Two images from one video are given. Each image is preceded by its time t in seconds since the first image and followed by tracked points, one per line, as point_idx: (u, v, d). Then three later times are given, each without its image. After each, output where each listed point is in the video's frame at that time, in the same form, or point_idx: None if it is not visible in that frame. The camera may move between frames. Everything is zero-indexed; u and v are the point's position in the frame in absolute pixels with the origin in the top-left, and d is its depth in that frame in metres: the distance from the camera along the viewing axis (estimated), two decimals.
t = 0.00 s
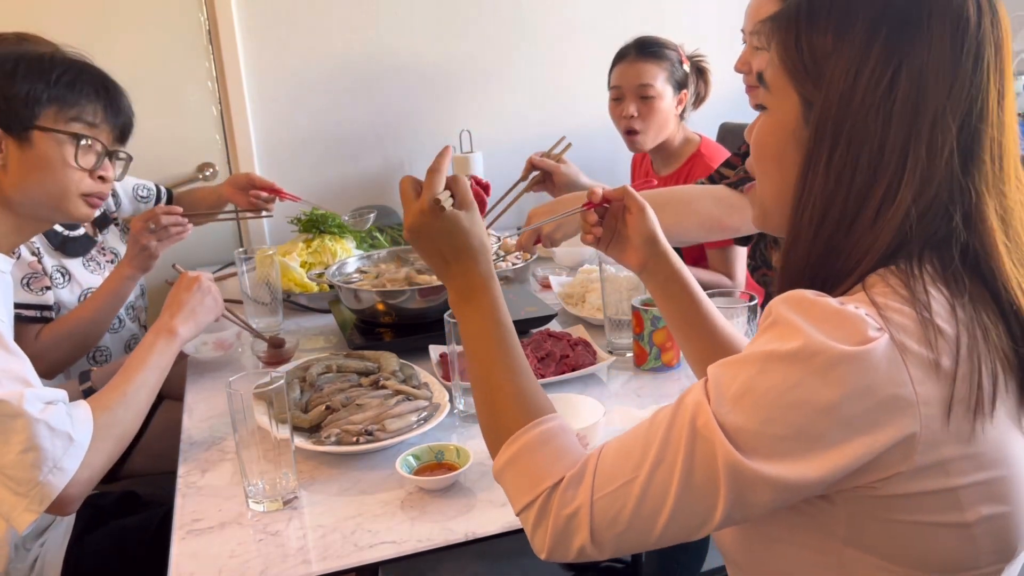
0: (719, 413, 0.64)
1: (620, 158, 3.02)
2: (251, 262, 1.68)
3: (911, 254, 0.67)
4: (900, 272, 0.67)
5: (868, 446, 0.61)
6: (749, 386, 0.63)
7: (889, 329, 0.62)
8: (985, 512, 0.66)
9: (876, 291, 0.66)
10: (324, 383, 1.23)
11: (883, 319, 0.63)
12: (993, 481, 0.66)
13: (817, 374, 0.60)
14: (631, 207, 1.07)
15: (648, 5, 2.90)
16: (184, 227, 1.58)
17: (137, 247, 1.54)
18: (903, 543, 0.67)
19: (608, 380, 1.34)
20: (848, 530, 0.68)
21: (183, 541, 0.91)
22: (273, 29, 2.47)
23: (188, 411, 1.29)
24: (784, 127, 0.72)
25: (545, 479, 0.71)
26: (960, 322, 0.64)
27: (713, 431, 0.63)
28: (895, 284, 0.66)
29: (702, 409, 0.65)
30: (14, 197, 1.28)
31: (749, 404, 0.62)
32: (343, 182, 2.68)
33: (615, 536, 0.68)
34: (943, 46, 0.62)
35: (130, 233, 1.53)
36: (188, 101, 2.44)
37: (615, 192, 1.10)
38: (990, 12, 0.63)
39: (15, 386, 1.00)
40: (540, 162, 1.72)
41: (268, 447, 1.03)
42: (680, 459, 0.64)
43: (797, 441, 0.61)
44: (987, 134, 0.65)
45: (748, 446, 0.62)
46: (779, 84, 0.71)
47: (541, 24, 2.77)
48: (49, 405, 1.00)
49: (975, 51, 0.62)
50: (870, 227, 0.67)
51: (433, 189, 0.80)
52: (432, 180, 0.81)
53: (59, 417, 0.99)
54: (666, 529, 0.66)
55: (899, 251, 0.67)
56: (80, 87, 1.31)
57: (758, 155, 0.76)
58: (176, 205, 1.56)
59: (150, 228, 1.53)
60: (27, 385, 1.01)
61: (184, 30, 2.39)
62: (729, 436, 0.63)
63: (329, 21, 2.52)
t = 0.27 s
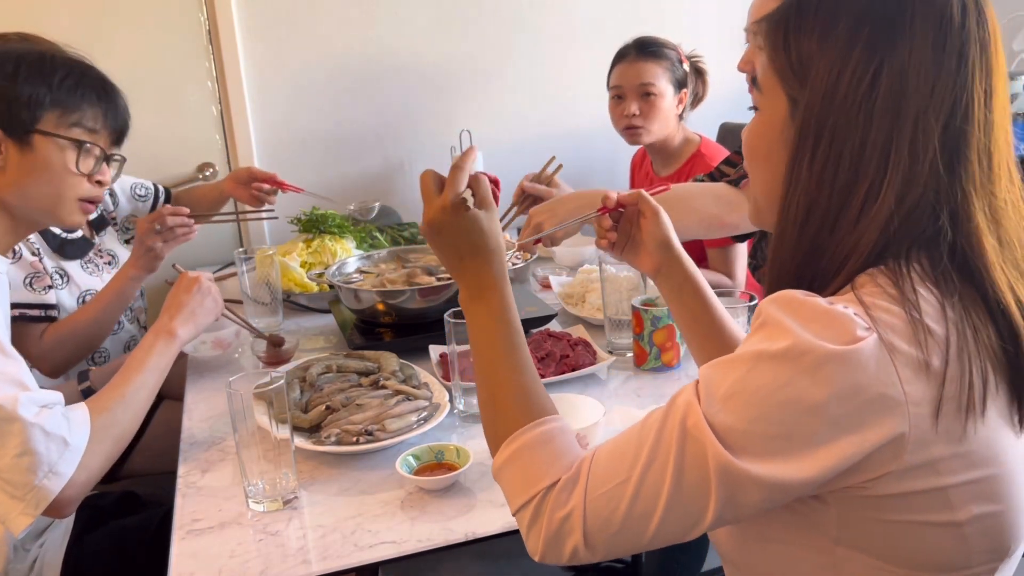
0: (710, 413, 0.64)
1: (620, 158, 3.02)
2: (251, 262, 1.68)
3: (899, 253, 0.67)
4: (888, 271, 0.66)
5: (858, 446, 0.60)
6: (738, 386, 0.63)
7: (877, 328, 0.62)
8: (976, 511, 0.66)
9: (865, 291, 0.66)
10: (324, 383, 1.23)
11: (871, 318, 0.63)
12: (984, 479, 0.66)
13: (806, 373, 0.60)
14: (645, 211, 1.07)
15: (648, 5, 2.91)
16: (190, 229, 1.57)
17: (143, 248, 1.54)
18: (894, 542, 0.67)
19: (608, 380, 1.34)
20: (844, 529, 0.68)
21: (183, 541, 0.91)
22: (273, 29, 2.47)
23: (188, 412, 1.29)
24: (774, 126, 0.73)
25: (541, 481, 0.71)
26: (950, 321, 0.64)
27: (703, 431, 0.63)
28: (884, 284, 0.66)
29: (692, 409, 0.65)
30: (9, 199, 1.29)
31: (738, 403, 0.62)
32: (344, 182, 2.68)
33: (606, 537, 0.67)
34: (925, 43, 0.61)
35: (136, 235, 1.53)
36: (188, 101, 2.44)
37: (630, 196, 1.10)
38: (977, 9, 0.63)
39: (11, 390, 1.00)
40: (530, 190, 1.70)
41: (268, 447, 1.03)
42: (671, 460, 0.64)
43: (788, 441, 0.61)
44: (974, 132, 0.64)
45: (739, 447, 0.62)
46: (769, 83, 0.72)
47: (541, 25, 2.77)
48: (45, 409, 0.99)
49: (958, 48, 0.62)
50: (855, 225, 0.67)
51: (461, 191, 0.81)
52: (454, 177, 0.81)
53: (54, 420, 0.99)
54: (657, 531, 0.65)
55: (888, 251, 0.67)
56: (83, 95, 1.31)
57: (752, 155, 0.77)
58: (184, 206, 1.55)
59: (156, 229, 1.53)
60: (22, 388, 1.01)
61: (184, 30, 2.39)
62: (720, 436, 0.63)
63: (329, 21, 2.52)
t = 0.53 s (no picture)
0: (710, 423, 0.64)
1: (620, 157, 3.02)
2: (251, 262, 1.68)
3: (892, 255, 0.67)
4: (882, 274, 0.67)
5: (855, 451, 0.60)
6: (735, 393, 0.63)
7: (871, 332, 0.62)
8: (973, 514, 0.66)
9: (859, 295, 0.66)
10: (324, 383, 1.23)
11: (864, 322, 0.63)
12: (979, 481, 0.66)
13: (802, 378, 0.60)
14: (669, 210, 1.09)
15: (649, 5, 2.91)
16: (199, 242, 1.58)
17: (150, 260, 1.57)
18: (893, 545, 0.67)
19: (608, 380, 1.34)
20: (843, 531, 0.68)
21: (184, 540, 0.91)
22: (273, 29, 2.47)
23: (188, 412, 1.30)
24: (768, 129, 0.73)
25: (546, 491, 0.71)
26: (944, 324, 0.64)
27: (703, 440, 0.63)
28: (877, 287, 0.66)
29: (690, 418, 0.65)
30: (20, 207, 1.27)
31: (737, 411, 0.62)
32: (344, 182, 2.68)
33: (605, 550, 0.67)
34: (909, 44, 0.61)
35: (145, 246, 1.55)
36: (188, 101, 2.44)
37: (653, 195, 1.12)
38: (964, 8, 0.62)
39: (8, 395, 1.00)
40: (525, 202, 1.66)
41: (268, 447, 1.04)
42: (671, 472, 0.64)
43: (787, 449, 0.61)
44: (961, 131, 0.64)
45: (738, 457, 0.62)
46: (762, 86, 0.73)
47: (541, 25, 2.77)
48: (43, 414, 1.00)
49: (943, 48, 0.62)
50: (844, 227, 0.68)
51: (513, 199, 0.86)
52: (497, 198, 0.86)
53: (51, 426, 0.99)
54: (658, 544, 0.65)
55: (881, 253, 0.67)
56: (114, 114, 1.32)
57: (749, 158, 0.78)
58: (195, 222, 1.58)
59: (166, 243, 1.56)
60: (20, 394, 1.01)
61: (184, 31, 2.39)
62: (720, 445, 0.63)
63: (329, 21, 2.53)
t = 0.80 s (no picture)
0: (709, 418, 0.64)
1: (620, 158, 3.02)
2: (251, 262, 1.68)
3: (895, 259, 0.67)
4: (887, 278, 0.66)
5: (857, 454, 0.60)
6: (735, 388, 0.63)
7: (878, 337, 0.62)
8: (975, 519, 0.66)
9: (864, 300, 0.66)
10: (324, 383, 1.23)
11: (870, 326, 0.63)
12: (982, 487, 0.66)
13: (807, 378, 0.60)
14: (665, 213, 1.09)
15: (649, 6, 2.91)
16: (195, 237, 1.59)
17: (146, 260, 1.58)
18: (895, 549, 0.67)
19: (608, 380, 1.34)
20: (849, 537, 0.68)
21: (183, 540, 0.91)
22: (273, 29, 2.47)
23: (188, 412, 1.29)
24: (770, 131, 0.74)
25: (539, 476, 0.71)
26: (948, 328, 0.64)
27: (701, 434, 0.63)
28: (882, 292, 0.66)
29: (690, 411, 0.65)
30: (21, 208, 1.27)
31: (737, 405, 0.62)
32: (344, 182, 2.68)
33: (594, 536, 0.67)
34: (915, 48, 0.61)
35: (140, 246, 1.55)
36: (188, 100, 2.44)
37: (648, 199, 1.12)
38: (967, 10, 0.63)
39: (10, 396, 1.00)
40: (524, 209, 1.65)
41: (268, 447, 1.04)
42: (668, 466, 0.64)
43: (787, 447, 0.61)
44: (965, 133, 0.64)
45: (736, 452, 0.62)
46: (764, 86, 0.73)
47: (541, 25, 2.77)
48: (46, 415, 1.00)
49: (948, 48, 0.62)
50: (847, 228, 0.67)
51: (537, 165, 0.83)
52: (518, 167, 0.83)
53: (54, 427, 0.99)
54: (652, 529, 0.65)
55: (884, 257, 0.67)
56: (115, 113, 1.33)
57: (751, 161, 0.78)
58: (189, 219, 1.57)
59: (161, 242, 1.56)
60: (23, 394, 1.02)
61: (184, 31, 2.39)
62: (718, 440, 0.63)
63: (329, 21, 2.53)
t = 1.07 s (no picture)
0: (702, 402, 0.63)
1: (620, 158, 3.02)
2: (251, 262, 1.68)
3: (898, 259, 0.67)
4: (892, 279, 0.66)
5: (853, 456, 0.61)
6: (735, 377, 0.62)
7: (882, 339, 0.62)
8: (975, 526, 0.66)
9: (868, 301, 0.66)
10: (324, 383, 1.23)
11: (874, 328, 0.63)
12: (982, 492, 0.66)
13: (810, 374, 0.60)
14: (659, 209, 1.08)
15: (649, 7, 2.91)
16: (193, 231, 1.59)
17: (147, 258, 1.58)
18: (891, 555, 0.67)
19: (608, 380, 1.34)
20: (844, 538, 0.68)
21: (183, 540, 0.91)
22: (273, 29, 2.47)
23: (188, 412, 1.29)
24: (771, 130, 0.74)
25: (526, 446, 0.71)
26: (950, 331, 0.64)
27: (693, 419, 0.63)
28: (885, 295, 0.66)
29: (684, 394, 0.64)
30: (11, 198, 1.29)
31: (734, 391, 0.62)
32: (344, 182, 2.68)
33: (575, 508, 0.67)
34: (917, 48, 0.61)
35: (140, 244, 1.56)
36: (188, 100, 2.44)
37: (644, 195, 1.12)
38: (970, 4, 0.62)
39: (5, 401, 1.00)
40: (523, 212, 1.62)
41: (267, 447, 1.04)
42: (654, 449, 0.64)
43: (780, 440, 0.61)
44: (968, 129, 0.64)
45: (726, 438, 0.62)
46: (765, 86, 0.73)
47: (541, 25, 2.77)
48: (38, 422, 1.00)
49: (949, 46, 0.62)
50: (850, 227, 0.67)
51: (545, 128, 0.78)
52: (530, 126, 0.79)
53: (47, 435, 0.99)
54: (636, 505, 0.65)
55: (887, 258, 0.67)
56: (88, 95, 1.31)
57: (753, 159, 0.78)
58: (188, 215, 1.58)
59: (161, 238, 1.56)
60: (18, 400, 1.01)
61: (184, 31, 2.39)
62: (709, 426, 0.62)
63: (329, 22, 2.53)
